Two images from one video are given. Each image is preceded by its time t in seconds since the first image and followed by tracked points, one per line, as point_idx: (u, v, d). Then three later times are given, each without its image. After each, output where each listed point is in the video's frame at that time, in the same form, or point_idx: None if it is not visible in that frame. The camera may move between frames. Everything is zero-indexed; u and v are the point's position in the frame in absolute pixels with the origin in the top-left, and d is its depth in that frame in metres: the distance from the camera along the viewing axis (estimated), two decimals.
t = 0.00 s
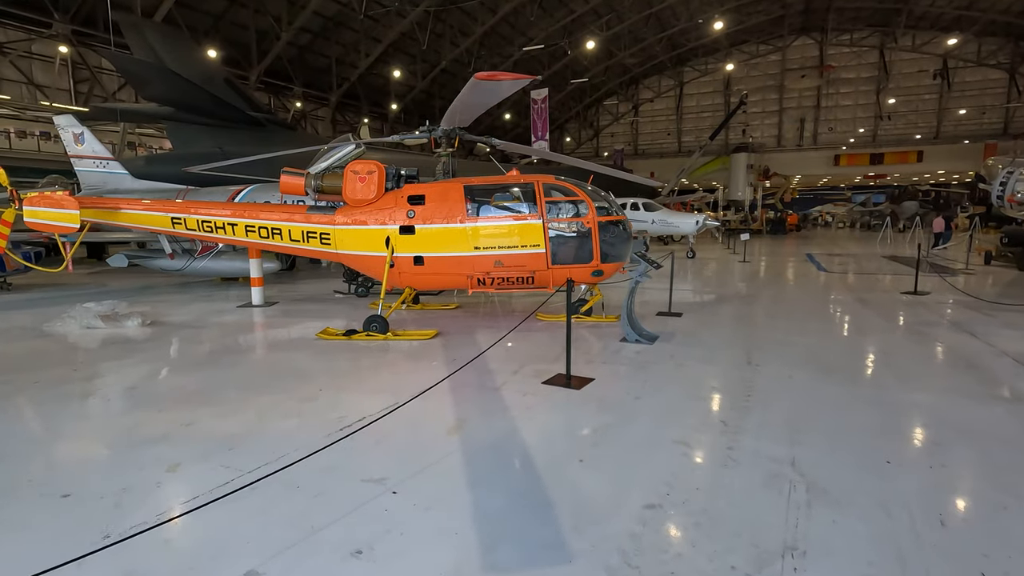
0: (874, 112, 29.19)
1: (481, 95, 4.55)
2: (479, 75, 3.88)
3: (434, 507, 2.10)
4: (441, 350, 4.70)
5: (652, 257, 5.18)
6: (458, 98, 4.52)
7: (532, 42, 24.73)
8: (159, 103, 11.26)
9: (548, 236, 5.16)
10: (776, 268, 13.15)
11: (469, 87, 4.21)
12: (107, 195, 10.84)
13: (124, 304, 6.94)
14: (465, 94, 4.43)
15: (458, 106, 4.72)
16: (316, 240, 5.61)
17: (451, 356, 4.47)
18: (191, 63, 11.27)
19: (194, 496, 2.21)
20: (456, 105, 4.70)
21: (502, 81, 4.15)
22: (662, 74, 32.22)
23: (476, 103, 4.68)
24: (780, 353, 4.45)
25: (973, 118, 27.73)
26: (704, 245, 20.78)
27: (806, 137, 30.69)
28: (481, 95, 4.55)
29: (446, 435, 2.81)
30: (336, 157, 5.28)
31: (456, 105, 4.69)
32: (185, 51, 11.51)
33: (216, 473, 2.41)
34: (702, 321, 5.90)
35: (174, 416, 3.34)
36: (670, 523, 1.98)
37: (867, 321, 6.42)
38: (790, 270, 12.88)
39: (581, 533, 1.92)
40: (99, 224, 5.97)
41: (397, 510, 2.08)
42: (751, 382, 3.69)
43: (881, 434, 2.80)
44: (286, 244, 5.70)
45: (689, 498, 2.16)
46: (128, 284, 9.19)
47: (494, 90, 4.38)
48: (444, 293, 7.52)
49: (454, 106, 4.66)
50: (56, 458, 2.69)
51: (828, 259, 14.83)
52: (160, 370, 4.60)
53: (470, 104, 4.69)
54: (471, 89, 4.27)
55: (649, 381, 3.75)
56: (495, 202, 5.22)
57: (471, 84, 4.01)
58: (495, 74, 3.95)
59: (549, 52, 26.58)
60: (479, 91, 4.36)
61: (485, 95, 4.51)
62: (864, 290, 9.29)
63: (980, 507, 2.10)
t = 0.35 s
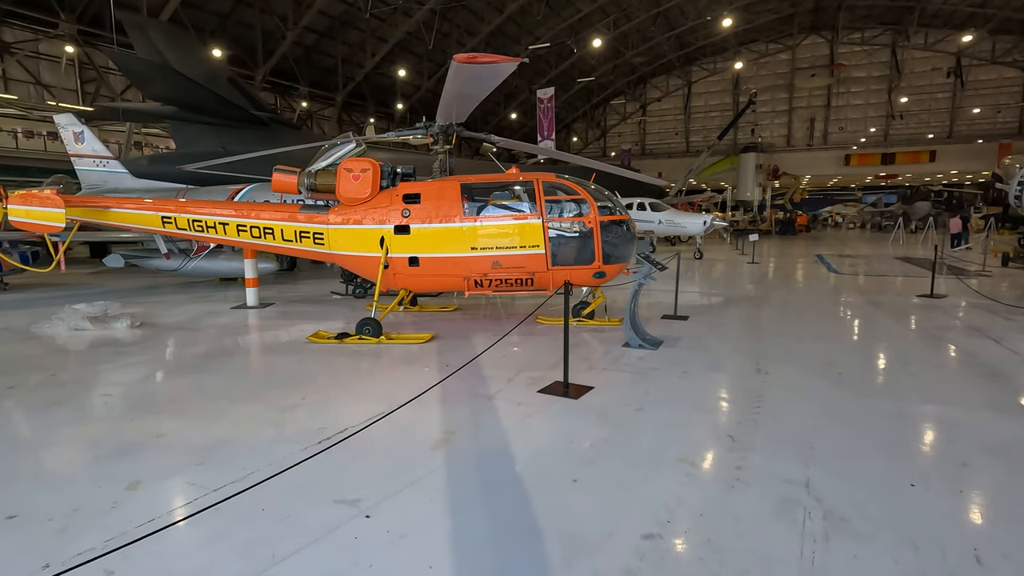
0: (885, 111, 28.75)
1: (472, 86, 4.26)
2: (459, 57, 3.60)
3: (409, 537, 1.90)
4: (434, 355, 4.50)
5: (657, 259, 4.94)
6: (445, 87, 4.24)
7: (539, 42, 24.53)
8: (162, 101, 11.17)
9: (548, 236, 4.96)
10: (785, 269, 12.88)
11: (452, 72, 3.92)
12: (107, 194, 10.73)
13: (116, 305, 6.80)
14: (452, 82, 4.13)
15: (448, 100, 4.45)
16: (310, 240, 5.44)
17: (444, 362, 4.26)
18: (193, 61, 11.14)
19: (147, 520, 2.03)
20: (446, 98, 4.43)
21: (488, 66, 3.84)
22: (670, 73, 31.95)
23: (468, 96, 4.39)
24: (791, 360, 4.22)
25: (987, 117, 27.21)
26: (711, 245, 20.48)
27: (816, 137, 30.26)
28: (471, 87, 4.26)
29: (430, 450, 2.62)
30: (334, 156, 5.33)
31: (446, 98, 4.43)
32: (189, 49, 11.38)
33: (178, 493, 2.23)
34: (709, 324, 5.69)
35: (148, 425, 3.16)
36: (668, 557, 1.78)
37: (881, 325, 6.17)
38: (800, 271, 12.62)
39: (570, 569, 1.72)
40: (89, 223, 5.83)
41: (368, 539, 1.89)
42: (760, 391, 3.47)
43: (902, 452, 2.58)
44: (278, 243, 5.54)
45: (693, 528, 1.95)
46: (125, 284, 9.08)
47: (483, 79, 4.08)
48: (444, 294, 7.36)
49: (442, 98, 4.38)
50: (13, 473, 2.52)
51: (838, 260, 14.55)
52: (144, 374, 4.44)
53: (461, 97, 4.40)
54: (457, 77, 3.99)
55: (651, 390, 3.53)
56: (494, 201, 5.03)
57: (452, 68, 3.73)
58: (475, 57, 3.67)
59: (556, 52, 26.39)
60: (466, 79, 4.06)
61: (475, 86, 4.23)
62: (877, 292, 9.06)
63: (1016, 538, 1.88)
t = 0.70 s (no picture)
0: (919, 109, 27.74)
1: (475, 78, 3.98)
2: (448, 39, 3.27)
3: None
4: (441, 363, 4.28)
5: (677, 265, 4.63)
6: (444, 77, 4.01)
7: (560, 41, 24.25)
8: (187, 102, 11.27)
9: (562, 239, 4.72)
10: (813, 273, 12.40)
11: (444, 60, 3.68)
12: (128, 194, 10.79)
13: (128, 306, 6.74)
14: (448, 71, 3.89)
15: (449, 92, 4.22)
16: (317, 242, 5.30)
17: (450, 371, 4.04)
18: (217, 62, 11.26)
19: (111, 549, 1.86)
20: (448, 91, 4.21)
21: (484, 54, 3.57)
22: (694, 72, 31.40)
23: (471, 89, 4.15)
24: (821, 373, 3.91)
25: None
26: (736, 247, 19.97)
27: (846, 136, 29.34)
28: (473, 79, 4.01)
29: (425, 473, 2.41)
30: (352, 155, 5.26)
31: (448, 91, 4.23)
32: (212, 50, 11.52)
33: (147, 519, 2.05)
34: (732, 332, 5.38)
35: (136, 434, 3.02)
36: None
37: (920, 334, 5.77)
38: (829, 274, 12.16)
39: None
40: (98, 224, 5.78)
41: None
42: (790, 410, 3.18)
43: (954, 488, 2.28)
44: (286, 245, 5.40)
45: None
46: (142, 284, 9.08)
47: (482, 71, 3.82)
48: (456, 298, 7.17)
49: (442, 90, 4.17)
50: None
51: (869, 262, 13.99)
52: (143, 378, 4.29)
53: (463, 90, 4.16)
54: (455, 63, 3.69)
55: (669, 407, 3.25)
56: (506, 202, 4.81)
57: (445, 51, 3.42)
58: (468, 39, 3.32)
59: (578, 50, 26.07)
60: (465, 68, 3.78)
61: (476, 78, 3.98)
62: (913, 298, 8.60)
63: None
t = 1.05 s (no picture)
0: (935, 108, 27.21)
1: (462, 62, 3.74)
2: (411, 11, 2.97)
3: None
4: (435, 368, 4.08)
5: (683, 265, 4.38)
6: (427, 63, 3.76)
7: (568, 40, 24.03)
8: (192, 102, 11.21)
9: (563, 239, 4.52)
10: (826, 274, 12.10)
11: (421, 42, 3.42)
12: (130, 194, 10.70)
13: (123, 306, 6.60)
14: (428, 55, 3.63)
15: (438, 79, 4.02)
16: (312, 241, 5.14)
17: (444, 377, 3.83)
18: (223, 62, 11.24)
19: None
20: (440, 79, 4.02)
21: (463, 34, 3.30)
22: (704, 71, 31.09)
23: (464, 75, 3.93)
24: (838, 381, 3.68)
25: None
26: (746, 248, 19.64)
27: (859, 135, 28.83)
28: (462, 63, 3.77)
29: (407, 492, 2.22)
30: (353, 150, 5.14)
31: (440, 79, 4.05)
32: (218, 50, 11.51)
33: (99, 543, 1.88)
34: (743, 336, 5.15)
35: (107, 443, 2.85)
36: None
37: (942, 338, 5.49)
38: (842, 275, 11.85)
39: None
40: (90, 222, 5.66)
41: None
42: (804, 422, 2.96)
43: (989, 514, 2.06)
44: (280, 245, 5.25)
45: None
46: (142, 284, 8.97)
47: (465, 51, 3.54)
48: (457, 299, 6.98)
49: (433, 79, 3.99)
50: None
51: (884, 263, 13.65)
52: (128, 382, 4.13)
53: (457, 78, 3.97)
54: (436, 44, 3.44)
55: (675, 418, 3.04)
56: (506, 199, 4.62)
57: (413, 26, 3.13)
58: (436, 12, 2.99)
59: (587, 49, 25.87)
60: (449, 50, 3.52)
61: (467, 66, 3.78)
62: (930, 300, 8.31)
63: None
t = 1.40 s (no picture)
0: (947, 108, 26.77)
1: (447, 56, 3.54)
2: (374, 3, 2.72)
3: None
4: (426, 379, 3.89)
5: (687, 271, 4.17)
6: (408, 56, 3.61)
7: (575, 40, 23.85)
8: (195, 104, 11.18)
9: (561, 243, 4.33)
10: (836, 277, 11.83)
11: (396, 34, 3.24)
12: (130, 195, 10.61)
13: (115, 310, 6.46)
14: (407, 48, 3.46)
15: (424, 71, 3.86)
16: (304, 244, 4.98)
17: (434, 389, 3.65)
18: (227, 63, 11.27)
19: None
20: (428, 72, 3.87)
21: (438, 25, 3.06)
22: (712, 72, 30.80)
23: (453, 69, 3.74)
24: (852, 395, 3.47)
25: None
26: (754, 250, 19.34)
27: (869, 136, 28.40)
28: (447, 57, 3.56)
29: (382, 520, 2.04)
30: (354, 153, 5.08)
31: (427, 73, 3.88)
32: (222, 52, 11.47)
33: None
34: (749, 344, 4.94)
35: (71, 460, 2.69)
36: None
37: (961, 346, 5.24)
38: (853, 279, 11.59)
39: None
40: (79, 225, 5.53)
41: None
42: (816, 442, 2.75)
43: None
44: (271, 248, 5.09)
45: None
46: (138, 287, 8.85)
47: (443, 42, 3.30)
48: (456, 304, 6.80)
49: (419, 73, 3.83)
50: None
51: (896, 266, 13.36)
52: (110, 390, 3.97)
53: (444, 70, 3.78)
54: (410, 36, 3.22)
55: (677, 435, 2.84)
56: (503, 201, 4.44)
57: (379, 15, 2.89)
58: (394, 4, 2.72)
59: (594, 50, 25.68)
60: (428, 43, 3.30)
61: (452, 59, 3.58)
62: (945, 304, 8.05)
63: None
